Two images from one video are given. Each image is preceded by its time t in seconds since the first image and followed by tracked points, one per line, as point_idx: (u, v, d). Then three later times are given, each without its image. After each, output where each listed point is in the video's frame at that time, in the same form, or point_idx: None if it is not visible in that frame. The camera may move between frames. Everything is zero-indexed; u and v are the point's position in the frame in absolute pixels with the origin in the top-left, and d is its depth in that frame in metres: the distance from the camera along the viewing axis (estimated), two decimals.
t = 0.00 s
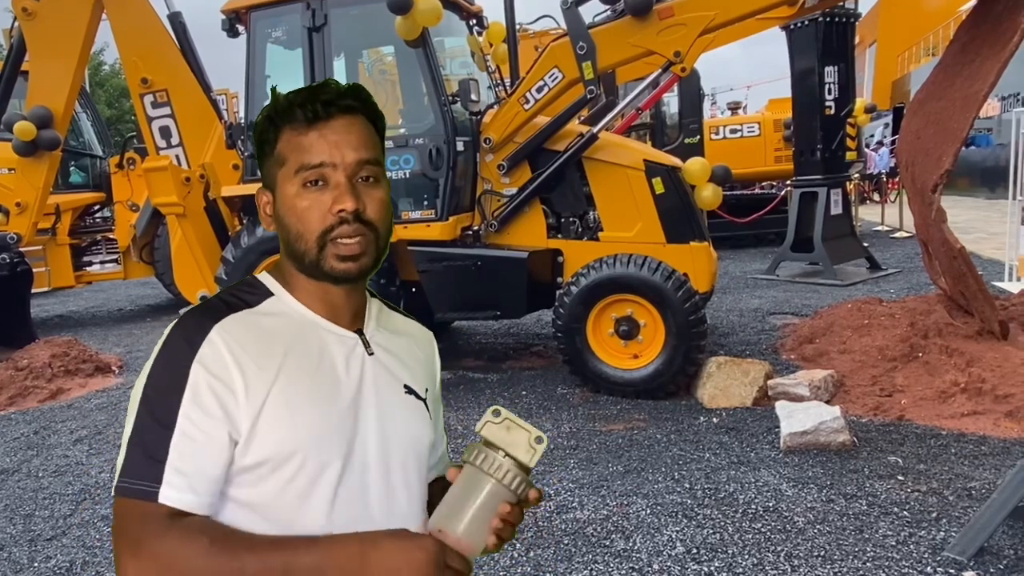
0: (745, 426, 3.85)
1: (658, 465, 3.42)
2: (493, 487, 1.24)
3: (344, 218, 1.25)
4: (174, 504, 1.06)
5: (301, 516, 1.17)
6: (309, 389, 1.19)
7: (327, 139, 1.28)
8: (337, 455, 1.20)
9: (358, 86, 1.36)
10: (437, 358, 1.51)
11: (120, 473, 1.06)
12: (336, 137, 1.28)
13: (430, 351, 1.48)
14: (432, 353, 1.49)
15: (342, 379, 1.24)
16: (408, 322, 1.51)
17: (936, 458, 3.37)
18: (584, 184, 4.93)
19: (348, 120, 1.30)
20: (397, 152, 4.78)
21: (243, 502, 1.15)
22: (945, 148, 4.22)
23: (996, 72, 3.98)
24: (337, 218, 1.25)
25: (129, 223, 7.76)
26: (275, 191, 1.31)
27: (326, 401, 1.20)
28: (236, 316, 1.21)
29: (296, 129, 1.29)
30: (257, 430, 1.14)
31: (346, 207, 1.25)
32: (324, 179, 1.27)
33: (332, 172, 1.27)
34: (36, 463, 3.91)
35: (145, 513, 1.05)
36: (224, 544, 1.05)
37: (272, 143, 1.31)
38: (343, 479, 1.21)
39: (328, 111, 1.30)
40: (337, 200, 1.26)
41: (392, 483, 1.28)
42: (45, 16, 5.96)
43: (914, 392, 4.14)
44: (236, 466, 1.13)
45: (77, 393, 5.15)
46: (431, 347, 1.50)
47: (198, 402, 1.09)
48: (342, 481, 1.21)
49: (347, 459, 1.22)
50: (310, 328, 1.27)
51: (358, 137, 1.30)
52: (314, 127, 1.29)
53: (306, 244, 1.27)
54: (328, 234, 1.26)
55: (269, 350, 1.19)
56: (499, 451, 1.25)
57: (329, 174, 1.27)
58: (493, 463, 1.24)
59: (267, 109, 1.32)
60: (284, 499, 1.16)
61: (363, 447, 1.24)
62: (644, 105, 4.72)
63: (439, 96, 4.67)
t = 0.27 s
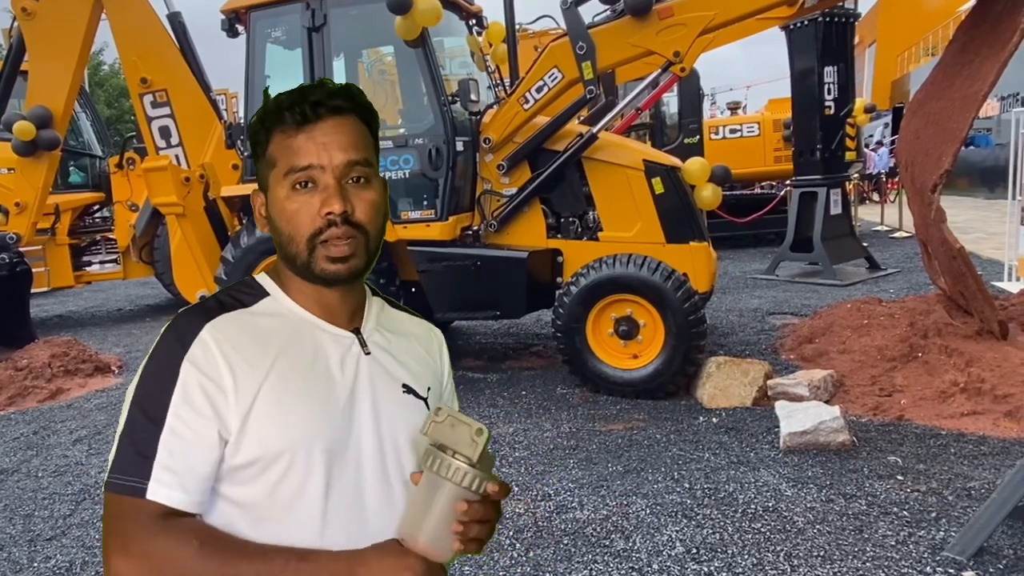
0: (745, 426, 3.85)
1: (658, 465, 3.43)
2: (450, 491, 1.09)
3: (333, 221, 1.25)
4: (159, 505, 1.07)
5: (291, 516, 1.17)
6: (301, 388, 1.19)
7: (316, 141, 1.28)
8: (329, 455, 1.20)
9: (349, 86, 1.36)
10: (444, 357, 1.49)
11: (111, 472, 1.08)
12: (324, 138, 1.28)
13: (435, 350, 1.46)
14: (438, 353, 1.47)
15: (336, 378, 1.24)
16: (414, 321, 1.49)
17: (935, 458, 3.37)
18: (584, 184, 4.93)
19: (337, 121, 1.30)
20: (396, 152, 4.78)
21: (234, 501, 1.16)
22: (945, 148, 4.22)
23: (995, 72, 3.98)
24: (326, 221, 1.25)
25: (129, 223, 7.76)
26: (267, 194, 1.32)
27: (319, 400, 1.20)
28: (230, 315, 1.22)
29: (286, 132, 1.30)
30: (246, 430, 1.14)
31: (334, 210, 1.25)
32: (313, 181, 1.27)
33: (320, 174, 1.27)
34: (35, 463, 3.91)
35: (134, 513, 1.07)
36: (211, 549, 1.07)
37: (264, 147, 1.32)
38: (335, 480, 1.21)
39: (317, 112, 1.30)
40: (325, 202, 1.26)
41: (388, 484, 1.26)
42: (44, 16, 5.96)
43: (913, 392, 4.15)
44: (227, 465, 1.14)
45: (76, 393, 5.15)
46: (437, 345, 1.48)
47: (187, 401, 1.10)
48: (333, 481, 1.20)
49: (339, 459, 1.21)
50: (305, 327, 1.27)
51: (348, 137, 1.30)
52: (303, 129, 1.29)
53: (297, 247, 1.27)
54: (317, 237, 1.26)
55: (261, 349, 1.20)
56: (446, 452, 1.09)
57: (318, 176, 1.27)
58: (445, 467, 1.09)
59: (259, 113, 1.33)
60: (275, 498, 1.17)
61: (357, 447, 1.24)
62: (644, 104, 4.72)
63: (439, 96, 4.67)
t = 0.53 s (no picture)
0: (744, 426, 3.85)
1: (657, 465, 3.43)
2: (414, 481, 0.96)
3: (346, 229, 1.25)
4: (142, 502, 1.10)
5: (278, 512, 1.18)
6: (291, 387, 1.19)
7: (322, 148, 1.28)
8: (318, 453, 1.19)
9: (349, 91, 1.36)
10: (457, 352, 1.45)
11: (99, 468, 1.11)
12: (331, 145, 1.28)
13: (446, 346, 1.43)
14: (449, 348, 1.44)
15: (329, 376, 1.23)
16: (425, 316, 1.46)
17: (934, 458, 3.37)
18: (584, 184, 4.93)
19: (342, 128, 1.30)
20: (396, 152, 4.78)
21: (223, 495, 1.18)
22: (944, 148, 4.23)
23: (995, 72, 3.98)
24: (338, 228, 1.25)
25: (128, 223, 7.76)
26: (273, 204, 1.31)
27: (309, 398, 1.20)
28: (224, 313, 1.22)
29: (291, 141, 1.29)
30: (233, 428, 1.15)
31: (347, 217, 1.25)
32: (322, 189, 1.27)
33: (329, 182, 1.27)
34: (35, 463, 3.91)
35: (118, 507, 1.10)
36: (186, 546, 1.09)
37: (269, 157, 1.31)
38: (324, 477, 1.20)
39: (321, 119, 1.29)
40: (337, 210, 1.25)
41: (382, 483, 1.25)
42: (44, 15, 5.97)
43: (913, 392, 4.15)
44: (215, 461, 1.15)
45: (76, 393, 5.15)
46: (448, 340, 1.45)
47: (173, 399, 1.12)
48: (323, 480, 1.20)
49: (330, 457, 1.20)
50: (301, 325, 1.26)
51: (353, 144, 1.30)
52: (308, 137, 1.29)
53: (308, 256, 1.26)
54: (330, 245, 1.25)
55: (252, 346, 1.19)
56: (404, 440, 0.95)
57: (327, 184, 1.27)
58: (404, 457, 0.95)
59: (262, 123, 1.31)
60: (262, 495, 1.18)
61: (351, 445, 1.22)
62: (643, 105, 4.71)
63: (438, 96, 4.67)
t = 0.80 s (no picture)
0: (744, 426, 3.86)
1: (657, 465, 3.43)
2: (347, 479, 0.98)
3: (355, 226, 1.24)
4: (124, 503, 1.15)
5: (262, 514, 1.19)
6: (273, 391, 1.19)
7: (331, 147, 1.28)
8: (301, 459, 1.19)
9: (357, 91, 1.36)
10: (469, 358, 1.39)
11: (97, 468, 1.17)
12: (340, 144, 1.28)
13: (455, 351, 1.37)
14: (460, 354, 1.38)
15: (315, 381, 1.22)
16: (439, 322, 1.41)
17: (934, 458, 3.37)
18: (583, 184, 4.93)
19: (350, 127, 1.30)
20: (395, 152, 4.78)
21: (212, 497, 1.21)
22: (943, 148, 4.23)
23: (993, 73, 3.98)
24: (347, 226, 1.24)
25: (128, 222, 7.76)
26: (279, 204, 1.30)
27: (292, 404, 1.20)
28: (217, 319, 1.25)
29: (300, 140, 1.29)
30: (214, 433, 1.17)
31: (356, 215, 1.24)
32: (330, 187, 1.26)
33: (338, 180, 1.26)
34: (34, 463, 3.90)
35: (107, 507, 1.16)
36: (161, 545, 1.13)
37: (276, 156, 1.30)
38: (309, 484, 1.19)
39: (330, 118, 1.29)
40: (346, 208, 1.24)
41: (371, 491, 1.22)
42: (43, 15, 5.97)
43: (912, 392, 4.15)
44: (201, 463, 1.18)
45: (75, 393, 5.15)
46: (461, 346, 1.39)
47: (156, 404, 1.16)
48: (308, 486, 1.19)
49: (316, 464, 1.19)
50: (292, 330, 1.26)
51: (362, 143, 1.30)
52: (317, 136, 1.28)
53: (316, 254, 1.25)
54: (339, 243, 1.24)
55: (237, 351, 1.21)
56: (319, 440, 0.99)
57: (336, 182, 1.26)
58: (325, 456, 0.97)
59: (271, 121, 1.31)
60: (246, 499, 1.19)
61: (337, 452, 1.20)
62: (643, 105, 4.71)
63: (438, 96, 4.67)
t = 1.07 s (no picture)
0: (743, 426, 3.86)
1: (656, 465, 3.43)
2: (305, 518, 0.98)
3: (327, 222, 1.25)
4: (123, 501, 1.23)
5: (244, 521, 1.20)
6: (257, 395, 1.21)
7: (308, 145, 1.29)
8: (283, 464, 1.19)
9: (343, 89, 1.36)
10: (476, 360, 1.32)
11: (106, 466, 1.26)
12: (317, 142, 1.29)
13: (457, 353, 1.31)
14: (464, 356, 1.31)
15: (297, 385, 1.22)
16: (449, 324, 1.35)
17: (933, 458, 3.38)
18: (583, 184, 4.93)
19: (328, 124, 1.30)
20: (395, 152, 4.78)
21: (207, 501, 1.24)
22: (942, 148, 4.23)
23: (993, 73, 3.99)
24: (320, 223, 1.25)
25: (127, 222, 7.76)
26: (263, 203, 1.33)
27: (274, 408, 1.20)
28: (214, 325, 1.29)
29: (280, 138, 1.31)
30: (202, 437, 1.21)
31: (328, 211, 1.25)
32: (306, 185, 1.27)
33: (313, 178, 1.28)
34: (34, 464, 3.90)
35: (110, 505, 1.24)
36: (150, 545, 1.19)
37: (260, 156, 1.33)
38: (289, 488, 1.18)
39: (308, 116, 1.30)
40: (319, 205, 1.25)
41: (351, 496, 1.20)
42: (42, 15, 5.99)
43: (911, 392, 4.15)
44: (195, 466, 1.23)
45: (75, 393, 5.15)
46: (467, 348, 1.32)
47: (151, 408, 1.23)
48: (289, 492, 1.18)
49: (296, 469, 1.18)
50: (281, 335, 1.27)
51: (340, 140, 1.30)
52: (295, 134, 1.30)
53: (293, 252, 1.27)
54: (312, 240, 1.25)
55: (225, 357, 1.25)
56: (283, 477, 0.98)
57: (311, 180, 1.27)
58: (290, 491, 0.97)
59: (254, 121, 1.34)
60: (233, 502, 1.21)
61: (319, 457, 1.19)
62: (643, 105, 4.71)
63: (437, 96, 4.67)
